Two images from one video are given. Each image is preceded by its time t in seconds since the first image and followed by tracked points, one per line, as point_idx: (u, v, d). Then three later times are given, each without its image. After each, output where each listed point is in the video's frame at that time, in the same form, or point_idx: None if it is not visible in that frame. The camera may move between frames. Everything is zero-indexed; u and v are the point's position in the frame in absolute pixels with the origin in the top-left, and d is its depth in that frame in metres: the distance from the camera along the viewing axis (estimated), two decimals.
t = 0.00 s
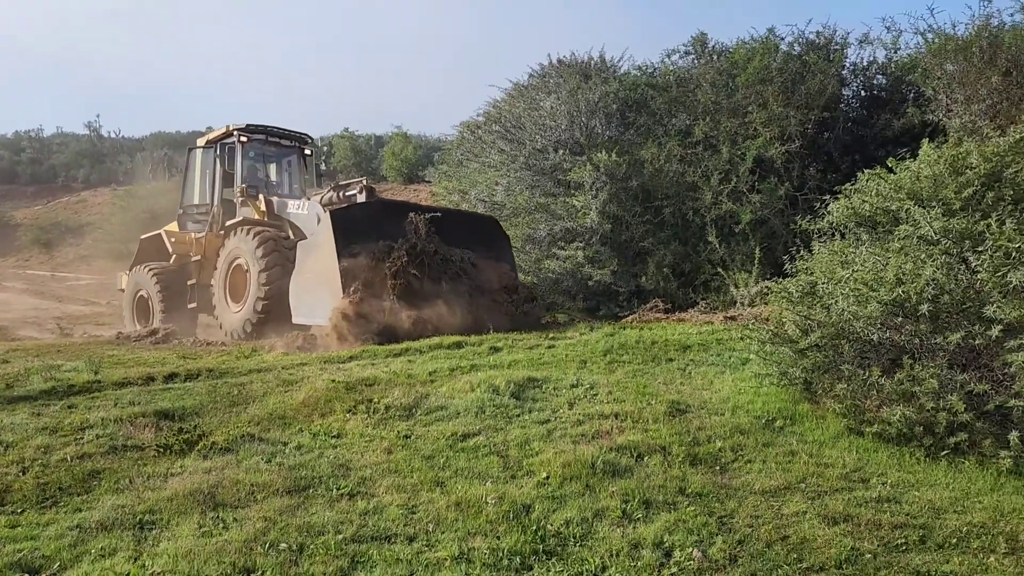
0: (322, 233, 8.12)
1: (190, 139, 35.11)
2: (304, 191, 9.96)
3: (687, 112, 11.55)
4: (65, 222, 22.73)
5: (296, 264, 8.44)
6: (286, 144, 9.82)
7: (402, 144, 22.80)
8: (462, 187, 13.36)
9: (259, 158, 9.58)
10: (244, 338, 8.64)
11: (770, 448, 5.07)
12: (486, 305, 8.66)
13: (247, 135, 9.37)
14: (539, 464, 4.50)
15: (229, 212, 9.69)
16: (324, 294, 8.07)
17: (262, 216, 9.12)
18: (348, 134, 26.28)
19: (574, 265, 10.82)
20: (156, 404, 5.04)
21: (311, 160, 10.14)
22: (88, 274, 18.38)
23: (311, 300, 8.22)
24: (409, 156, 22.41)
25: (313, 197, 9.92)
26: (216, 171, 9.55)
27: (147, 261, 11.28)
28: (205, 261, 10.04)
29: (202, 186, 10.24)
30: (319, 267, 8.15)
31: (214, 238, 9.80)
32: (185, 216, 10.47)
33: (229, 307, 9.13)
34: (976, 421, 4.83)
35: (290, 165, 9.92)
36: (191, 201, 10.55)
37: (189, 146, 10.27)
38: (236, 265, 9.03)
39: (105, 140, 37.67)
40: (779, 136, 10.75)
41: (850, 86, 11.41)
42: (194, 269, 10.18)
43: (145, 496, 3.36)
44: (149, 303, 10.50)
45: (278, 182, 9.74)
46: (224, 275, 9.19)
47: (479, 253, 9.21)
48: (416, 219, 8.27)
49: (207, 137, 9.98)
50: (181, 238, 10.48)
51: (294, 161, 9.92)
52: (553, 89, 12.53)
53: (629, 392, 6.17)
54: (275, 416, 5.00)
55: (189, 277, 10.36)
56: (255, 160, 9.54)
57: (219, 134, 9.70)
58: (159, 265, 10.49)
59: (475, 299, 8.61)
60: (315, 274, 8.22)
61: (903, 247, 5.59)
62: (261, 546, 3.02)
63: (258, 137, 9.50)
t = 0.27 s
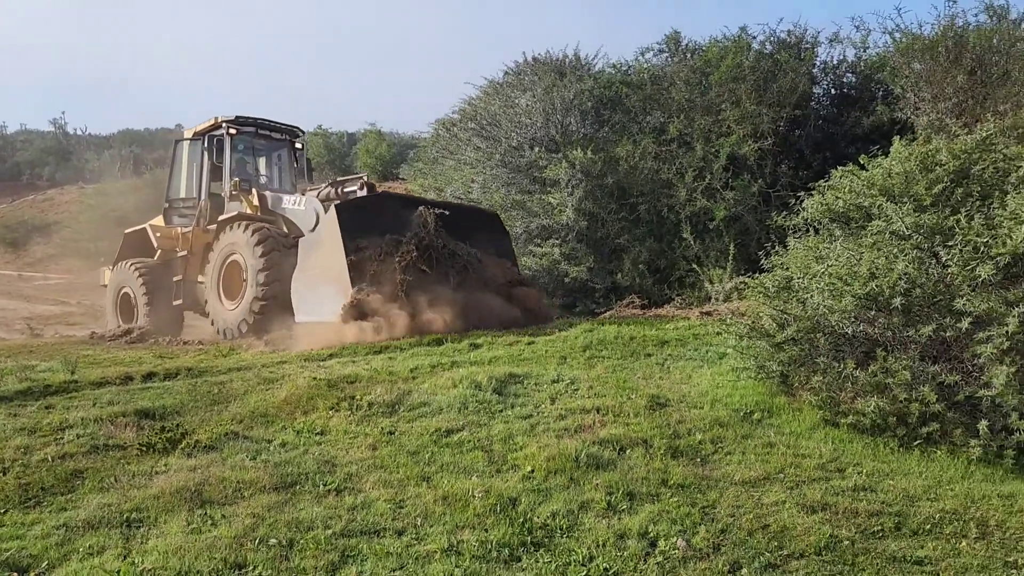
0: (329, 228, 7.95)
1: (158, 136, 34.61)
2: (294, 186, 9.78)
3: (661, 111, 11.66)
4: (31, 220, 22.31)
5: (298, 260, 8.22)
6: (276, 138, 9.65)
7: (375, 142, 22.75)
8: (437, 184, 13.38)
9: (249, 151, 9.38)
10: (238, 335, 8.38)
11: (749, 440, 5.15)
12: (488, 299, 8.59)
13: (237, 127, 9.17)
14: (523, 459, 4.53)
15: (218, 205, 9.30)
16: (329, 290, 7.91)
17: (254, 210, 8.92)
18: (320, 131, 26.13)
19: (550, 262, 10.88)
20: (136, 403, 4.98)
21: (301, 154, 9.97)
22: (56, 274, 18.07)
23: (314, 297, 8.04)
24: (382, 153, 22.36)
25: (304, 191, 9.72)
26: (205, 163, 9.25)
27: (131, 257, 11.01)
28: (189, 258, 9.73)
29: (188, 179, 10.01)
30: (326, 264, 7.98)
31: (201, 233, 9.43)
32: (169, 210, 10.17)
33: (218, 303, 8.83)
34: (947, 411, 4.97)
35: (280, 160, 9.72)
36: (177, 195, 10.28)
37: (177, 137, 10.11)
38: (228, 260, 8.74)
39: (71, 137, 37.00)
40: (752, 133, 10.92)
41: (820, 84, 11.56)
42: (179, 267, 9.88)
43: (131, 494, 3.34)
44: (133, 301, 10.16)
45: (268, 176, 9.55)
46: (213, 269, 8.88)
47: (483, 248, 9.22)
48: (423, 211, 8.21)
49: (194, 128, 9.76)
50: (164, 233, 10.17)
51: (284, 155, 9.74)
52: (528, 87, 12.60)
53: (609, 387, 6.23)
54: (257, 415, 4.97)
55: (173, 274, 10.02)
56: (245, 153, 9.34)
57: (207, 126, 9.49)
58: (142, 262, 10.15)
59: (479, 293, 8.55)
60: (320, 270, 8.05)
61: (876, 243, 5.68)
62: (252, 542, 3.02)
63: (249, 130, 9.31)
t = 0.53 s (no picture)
0: (344, 234, 7.70)
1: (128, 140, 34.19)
2: (286, 183, 9.72)
3: (636, 114, 11.75)
4: None
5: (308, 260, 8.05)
6: (267, 135, 9.60)
7: (349, 146, 22.74)
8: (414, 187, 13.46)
9: (238, 149, 9.34)
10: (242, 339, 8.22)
11: (731, 439, 5.23)
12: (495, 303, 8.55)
13: (226, 124, 9.13)
14: (510, 460, 4.56)
15: (207, 205, 9.34)
16: (341, 297, 7.72)
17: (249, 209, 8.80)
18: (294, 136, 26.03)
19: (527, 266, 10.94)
20: (117, 408, 4.93)
21: (292, 151, 9.92)
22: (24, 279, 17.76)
23: (325, 297, 7.86)
24: (356, 158, 22.35)
25: (296, 190, 9.65)
26: (195, 163, 9.26)
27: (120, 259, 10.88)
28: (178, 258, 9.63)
29: (177, 179, 9.96)
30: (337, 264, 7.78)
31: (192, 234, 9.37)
32: (159, 212, 10.13)
33: (219, 304, 8.73)
34: (921, 409, 5.08)
35: (270, 157, 9.67)
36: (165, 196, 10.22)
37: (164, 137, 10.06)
38: (229, 260, 8.59)
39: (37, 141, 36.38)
40: (726, 137, 11.01)
41: (792, 89, 11.80)
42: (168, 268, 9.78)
43: (121, 498, 3.34)
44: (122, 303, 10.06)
45: (259, 173, 9.50)
46: (213, 269, 8.73)
47: (495, 244, 9.16)
48: (440, 207, 8.16)
49: (182, 127, 9.72)
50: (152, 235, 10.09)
51: (275, 152, 9.69)
52: (504, 91, 12.71)
53: (591, 388, 6.28)
54: (242, 418, 4.93)
55: (162, 277, 9.90)
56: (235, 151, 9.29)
57: (195, 124, 9.44)
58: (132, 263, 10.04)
59: (485, 296, 8.49)
60: (331, 270, 7.86)
61: (852, 245, 5.76)
62: (246, 543, 3.03)
63: (238, 127, 9.27)
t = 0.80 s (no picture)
0: (359, 247, 7.48)
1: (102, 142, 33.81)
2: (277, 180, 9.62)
3: (616, 120, 11.83)
4: None
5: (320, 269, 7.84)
6: (256, 132, 9.50)
7: (328, 150, 22.72)
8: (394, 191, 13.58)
9: (227, 146, 9.26)
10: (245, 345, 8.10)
11: (713, 442, 5.29)
12: (504, 313, 8.33)
13: (213, 122, 9.05)
14: (496, 463, 4.58)
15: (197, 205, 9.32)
16: (353, 310, 7.54)
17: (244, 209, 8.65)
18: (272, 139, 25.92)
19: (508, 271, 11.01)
20: (100, 414, 4.90)
21: (283, 147, 9.82)
22: None
23: (337, 306, 7.65)
24: (335, 161, 22.33)
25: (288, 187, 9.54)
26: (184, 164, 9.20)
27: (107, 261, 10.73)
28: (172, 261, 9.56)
29: (163, 178, 9.85)
30: (349, 271, 7.56)
31: (185, 237, 9.31)
32: (147, 214, 9.99)
33: (221, 306, 8.63)
34: (898, 411, 5.17)
35: (260, 153, 9.57)
36: (153, 197, 10.09)
37: (148, 135, 9.91)
38: (233, 265, 8.46)
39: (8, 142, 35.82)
40: (704, 144, 11.07)
41: (768, 96, 11.97)
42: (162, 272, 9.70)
43: (108, 504, 3.35)
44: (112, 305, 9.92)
45: (249, 170, 9.40)
46: (215, 271, 8.59)
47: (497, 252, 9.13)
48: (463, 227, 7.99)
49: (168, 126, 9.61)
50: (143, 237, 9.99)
51: (265, 148, 9.58)
52: (484, 97, 13.09)
53: (573, 392, 6.31)
54: (226, 423, 4.91)
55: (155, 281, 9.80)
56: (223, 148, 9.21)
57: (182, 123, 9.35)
58: (123, 263, 9.87)
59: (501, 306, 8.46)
60: (342, 278, 7.64)
61: (832, 251, 5.78)
62: (234, 548, 3.05)
63: (226, 125, 9.19)
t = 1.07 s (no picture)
0: (368, 251, 7.39)
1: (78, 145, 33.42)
2: (269, 179, 9.58)
3: (596, 127, 11.93)
4: None
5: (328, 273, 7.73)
6: (246, 131, 9.47)
7: (307, 155, 22.66)
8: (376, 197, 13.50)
9: (217, 147, 9.24)
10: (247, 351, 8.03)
11: (692, 448, 5.35)
12: (511, 320, 8.38)
13: (201, 123, 9.04)
14: (477, 469, 4.60)
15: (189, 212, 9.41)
16: (363, 314, 7.40)
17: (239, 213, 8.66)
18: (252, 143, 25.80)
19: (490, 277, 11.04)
20: (77, 421, 4.85)
21: (275, 146, 9.77)
22: None
23: (345, 311, 7.52)
24: (315, 166, 22.27)
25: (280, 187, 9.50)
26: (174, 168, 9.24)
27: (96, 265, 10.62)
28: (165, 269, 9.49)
29: (154, 182, 9.90)
30: (359, 274, 7.46)
31: (178, 243, 9.27)
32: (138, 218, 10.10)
33: (220, 311, 8.52)
34: (874, 418, 5.26)
35: (251, 153, 9.53)
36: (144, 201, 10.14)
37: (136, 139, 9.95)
38: (233, 269, 8.36)
39: None
40: (682, 151, 11.24)
41: (747, 104, 12.14)
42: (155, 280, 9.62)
43: (87, 512, 3.34)
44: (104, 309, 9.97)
45: (240, 171, 9.37)
46: (215, 275, 8.49)
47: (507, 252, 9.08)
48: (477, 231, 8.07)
49: (156, 128, 9.66)
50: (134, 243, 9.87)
51: (256, 147, 9.54)
52: (465, 103, 13.07)
53: (554, 399, 6.35)
54: (205, 430, 4.87)
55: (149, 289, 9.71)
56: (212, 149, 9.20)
57: (172, 125, 9.38)
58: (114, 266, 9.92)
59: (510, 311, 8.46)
60: (350, 281, 7.53)
61: (808, 259, 5.88)
62: (215, 556, 3.05)
63: (214, 126, 9.17)
